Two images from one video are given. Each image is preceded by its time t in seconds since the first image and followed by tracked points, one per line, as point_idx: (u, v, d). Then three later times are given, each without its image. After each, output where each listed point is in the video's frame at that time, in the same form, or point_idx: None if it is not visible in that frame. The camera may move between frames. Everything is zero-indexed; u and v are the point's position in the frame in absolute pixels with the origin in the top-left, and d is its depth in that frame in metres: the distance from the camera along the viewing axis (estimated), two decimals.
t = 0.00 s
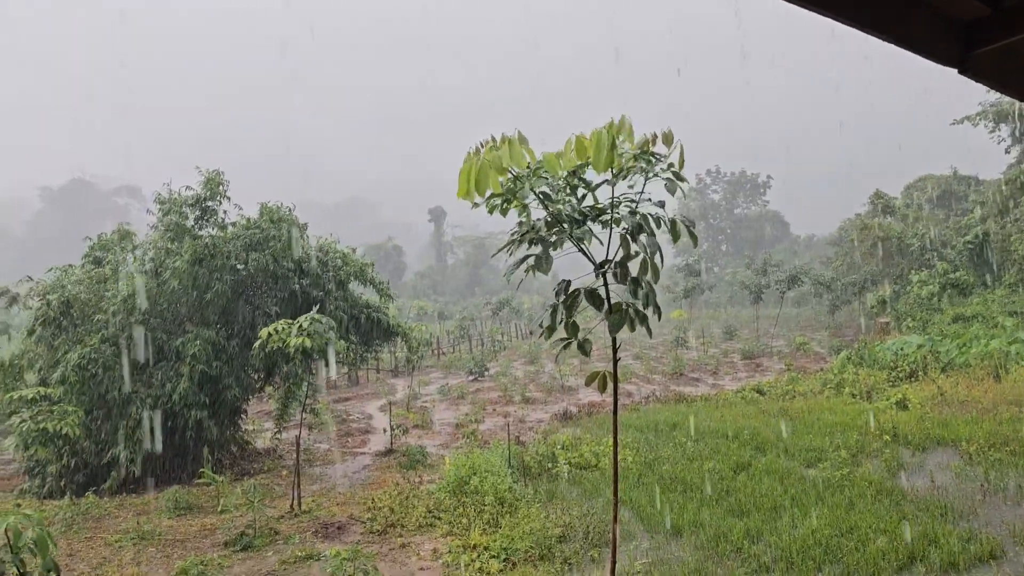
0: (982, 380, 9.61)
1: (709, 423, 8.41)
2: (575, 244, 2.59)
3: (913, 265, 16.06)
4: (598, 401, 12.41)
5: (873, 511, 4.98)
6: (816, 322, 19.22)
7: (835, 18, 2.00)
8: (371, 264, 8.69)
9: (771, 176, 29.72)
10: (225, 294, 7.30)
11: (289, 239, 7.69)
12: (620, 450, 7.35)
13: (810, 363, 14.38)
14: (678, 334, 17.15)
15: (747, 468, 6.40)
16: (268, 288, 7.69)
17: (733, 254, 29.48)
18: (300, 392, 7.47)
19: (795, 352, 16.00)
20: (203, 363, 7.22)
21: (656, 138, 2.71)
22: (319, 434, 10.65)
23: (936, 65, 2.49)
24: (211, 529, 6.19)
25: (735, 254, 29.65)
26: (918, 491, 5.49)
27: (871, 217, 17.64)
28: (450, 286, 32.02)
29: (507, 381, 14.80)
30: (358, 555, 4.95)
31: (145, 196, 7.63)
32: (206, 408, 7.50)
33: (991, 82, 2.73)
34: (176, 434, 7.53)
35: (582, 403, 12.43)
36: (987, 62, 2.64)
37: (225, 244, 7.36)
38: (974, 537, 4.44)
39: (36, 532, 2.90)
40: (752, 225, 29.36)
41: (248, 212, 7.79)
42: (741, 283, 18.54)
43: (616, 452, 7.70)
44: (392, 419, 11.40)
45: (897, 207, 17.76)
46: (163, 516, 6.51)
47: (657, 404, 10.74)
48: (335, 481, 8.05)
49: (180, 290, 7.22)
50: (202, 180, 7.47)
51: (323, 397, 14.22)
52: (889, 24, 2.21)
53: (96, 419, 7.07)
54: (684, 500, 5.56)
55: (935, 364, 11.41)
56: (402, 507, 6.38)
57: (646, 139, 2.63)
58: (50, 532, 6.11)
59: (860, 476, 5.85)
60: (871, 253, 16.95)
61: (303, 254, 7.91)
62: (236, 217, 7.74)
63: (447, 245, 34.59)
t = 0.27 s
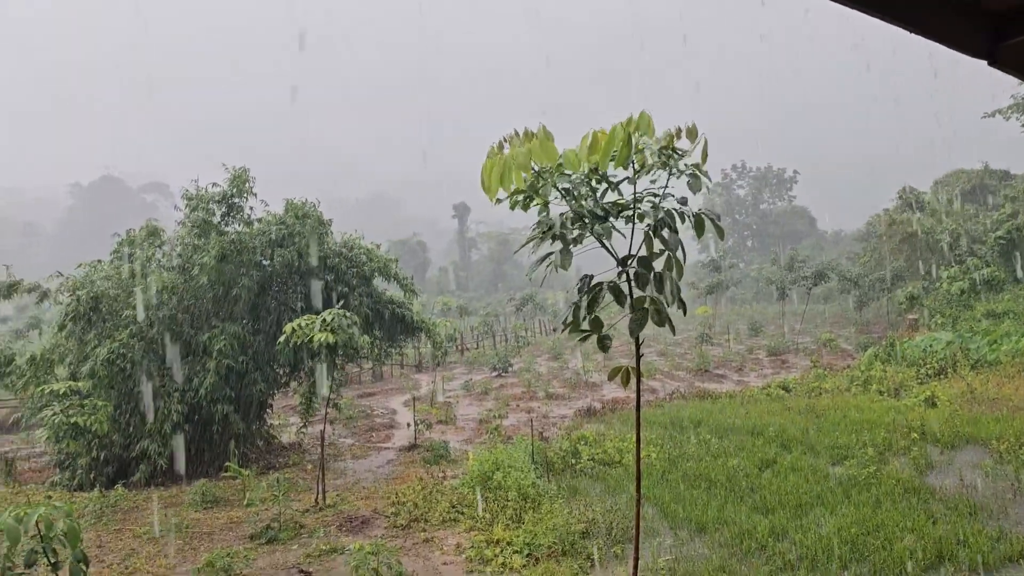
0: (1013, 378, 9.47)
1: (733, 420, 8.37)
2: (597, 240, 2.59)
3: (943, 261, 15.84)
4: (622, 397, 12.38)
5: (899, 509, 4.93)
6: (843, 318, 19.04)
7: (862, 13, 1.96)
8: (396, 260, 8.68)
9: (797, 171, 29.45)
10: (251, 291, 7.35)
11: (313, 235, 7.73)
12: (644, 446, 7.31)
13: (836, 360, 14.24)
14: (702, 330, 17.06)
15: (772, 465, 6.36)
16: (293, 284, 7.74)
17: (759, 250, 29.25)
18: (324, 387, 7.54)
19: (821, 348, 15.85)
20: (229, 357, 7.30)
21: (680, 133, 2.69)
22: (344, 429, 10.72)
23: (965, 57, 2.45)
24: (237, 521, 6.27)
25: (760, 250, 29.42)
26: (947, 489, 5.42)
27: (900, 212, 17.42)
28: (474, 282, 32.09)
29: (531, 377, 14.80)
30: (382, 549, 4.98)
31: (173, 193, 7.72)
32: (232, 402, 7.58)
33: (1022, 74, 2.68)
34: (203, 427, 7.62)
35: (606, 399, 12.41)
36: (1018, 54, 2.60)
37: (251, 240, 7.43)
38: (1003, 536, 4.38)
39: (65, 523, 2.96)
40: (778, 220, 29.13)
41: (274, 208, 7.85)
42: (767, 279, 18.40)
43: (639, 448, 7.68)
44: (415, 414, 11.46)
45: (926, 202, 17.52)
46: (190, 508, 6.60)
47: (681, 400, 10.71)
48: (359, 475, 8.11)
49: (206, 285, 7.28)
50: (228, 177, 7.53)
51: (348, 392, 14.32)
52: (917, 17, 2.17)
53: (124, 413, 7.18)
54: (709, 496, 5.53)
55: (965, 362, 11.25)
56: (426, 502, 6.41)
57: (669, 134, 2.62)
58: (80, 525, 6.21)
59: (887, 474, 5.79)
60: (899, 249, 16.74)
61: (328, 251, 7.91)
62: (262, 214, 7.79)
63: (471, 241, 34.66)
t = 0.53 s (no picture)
0: None
1: (761, 418, 8.30)
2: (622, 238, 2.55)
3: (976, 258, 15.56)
4: (648, 394, 12.33)
5: (928, 510, 4.86)
6: (873, 316, 18.80)
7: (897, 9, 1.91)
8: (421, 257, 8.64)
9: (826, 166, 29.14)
10: (278, 287, 7.41)
11: (340, 231, 7.73)
12: (670, 443, 7.29)
13: (866, 358, 14.06)
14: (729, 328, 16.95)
15: (799, 464, 6.30)
16: (319, 281, 7.79)
17: (787, 246, 28.99)
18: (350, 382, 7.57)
19: (850, 346, 15.66)
20: (257, 353, 7.36)
21: (709, 129, 2.65)
22: (371, 424, 10.79)
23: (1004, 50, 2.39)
24: (264, 515, 6.32)
25: (788, 247, 29.16)
26: (979, 490, 5.33)
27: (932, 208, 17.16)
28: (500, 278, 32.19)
29: (556, 373, 14.80)
30: (407, 543, 5.01)
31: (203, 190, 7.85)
32: (259, 397, 7.66)
33: None
34: (231, 421, 7.68)
35: (632, 396, 12.36)
36: None
37: (278, 236, 7.51)
38: None
39: (96, 513, 3.02)
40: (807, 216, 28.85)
41: (302, 204, 7.90)
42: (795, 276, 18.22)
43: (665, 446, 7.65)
44: (441, 409, 11.50)
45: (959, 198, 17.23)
46: (218, 502, 6.67)
47: (708, 398, 10.64)
48: (385, 470, 8.15)
49: (234, 281, 7.36)
50: (256, 174, 7.60)
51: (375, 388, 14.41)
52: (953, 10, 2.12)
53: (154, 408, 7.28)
54: (736, 495, 5.49)
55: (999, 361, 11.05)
56: (450, 498, 6.43)
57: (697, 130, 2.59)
58: (110, 517, 6.31)
59: (918, 473, 5.72)
60: (931, 245, 16.48)
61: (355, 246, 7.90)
62: (289, 210, 7.85)
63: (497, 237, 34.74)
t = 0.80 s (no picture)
0: None
1: (789, 416, 8.23)
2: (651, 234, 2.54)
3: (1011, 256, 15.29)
4: (675, 391, 12.27)
5: (959, 510, 4.79)
6: (905, 314, 18.54)
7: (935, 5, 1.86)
8: (447, 254, 8.60)
9: (856, 162, 28.79)
10: (305, 283, 7.48)
11: (367, 227, 7.70)
12: (696, 442, 7.24)
13: (897, 357, 13.87)
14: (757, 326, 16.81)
15: (828, 463, 6.23)
16: (347, 277, 7.75)
17: (816, 243, 28.69)
18: (377, 378, 7.56)
19: (881, 345, 15.46)
20: (285, 348, 7.41)
21: (737, 124, 2.62)
22: (397, 420, 10.84)
23: None
24: (291, 509, 6.38)
25: (818, 244, 28.86)
26: (1013, 492, 5.24)
27: (965, 205, 16.88)
28: (527, 275, 32.18)
29: (583, 371, 14.77)
30: (434, 539, 5.03)
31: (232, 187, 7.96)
32: (287, 392, 7.75)
33: None
34: (260, 417, 7.76)
35: (658, 393, 12.31)
36: None
37: (306, 234, 7.58)
38: None
39: (125, 506, 3.08)
40: (837, 212, 28.52)
41: (329, 201, 7.89)
42: (825, 274, 18.02)
43: (691, 444, 7.62)
44: (467, 406, 11.55)
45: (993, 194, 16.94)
46: (247, 495, 6.74)
47: (735, 396, 10.57)
48: (411, 466, 8.19)
49: (263, 277, 7.44)
50: (285, 171, 7.67)
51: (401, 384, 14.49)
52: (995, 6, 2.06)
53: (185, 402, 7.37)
54: (764, 494, 5.44)
55: None
56: (476, 493, 6.45)
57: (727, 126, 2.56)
58: (142, 509, 6.41)
59: (949, 474, 5.64)
60: (964, 243, 16.22)
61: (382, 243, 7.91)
62: (317, 207, 7.89)
63: (523, 234, 34.73)
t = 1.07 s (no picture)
0: None
1: (818, 415, 8.14)
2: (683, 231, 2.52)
3: None
4: (702, 389, 12.19)
5: (993, 512, 4.71)
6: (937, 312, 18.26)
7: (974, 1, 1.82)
8: (473, 251, 8.55)
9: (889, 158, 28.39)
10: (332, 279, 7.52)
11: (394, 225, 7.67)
12: (723, 441, 7.19)
13: (929, 356, 13.67)
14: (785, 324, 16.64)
15: (858, 463, 6.16)
16: (375, 274, 7.74)
17: (846, 240, 28.34)
18: (403, 374, 7.60)
19: (913, 343, 15.24)
20: (312, 344, 7.49)
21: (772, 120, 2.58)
22: (423, 416, 10.89)
23: None
24: (319, 503, 6.44)
25: (848, 241, 28.51)
26: None
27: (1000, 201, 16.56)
28: (553, 272, 32.17)
29: (609, 368, 14.74)
30: (459, 534, 5.06)
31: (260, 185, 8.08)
32: (315, 387, 7.81)
33: None
34: (287, 412, 7.86)
35: (686, 391, 12.24)
36: None
37: (333, 231, 7.56)
38: None
39: (157, 498, 3.11)
40: (868, 209, 28.16)
41: (356, 198, 7.90)
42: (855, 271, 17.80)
43: (718, 442, 7.57)
44: (493, 402, 11.57)
45: None
46: (275, 489, 6.82)
47: (763, 394, 10.48)
48: (437, 462, 8.22)
49: (291, 273, 7.50)
50: (312, 168, 7.73)
51: (428, 380, 14.55)
52: None
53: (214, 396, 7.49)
54: (792, 493, 5.40)
55: None
56: (502, 490, 6.46)
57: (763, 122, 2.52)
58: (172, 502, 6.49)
59: (983, 475, 5.55)
60: (1000, 240, 15.92)
61: (409, 239, 7.92)
62: (344, 204, 7.94)
63: (550, 230, 34.70)
